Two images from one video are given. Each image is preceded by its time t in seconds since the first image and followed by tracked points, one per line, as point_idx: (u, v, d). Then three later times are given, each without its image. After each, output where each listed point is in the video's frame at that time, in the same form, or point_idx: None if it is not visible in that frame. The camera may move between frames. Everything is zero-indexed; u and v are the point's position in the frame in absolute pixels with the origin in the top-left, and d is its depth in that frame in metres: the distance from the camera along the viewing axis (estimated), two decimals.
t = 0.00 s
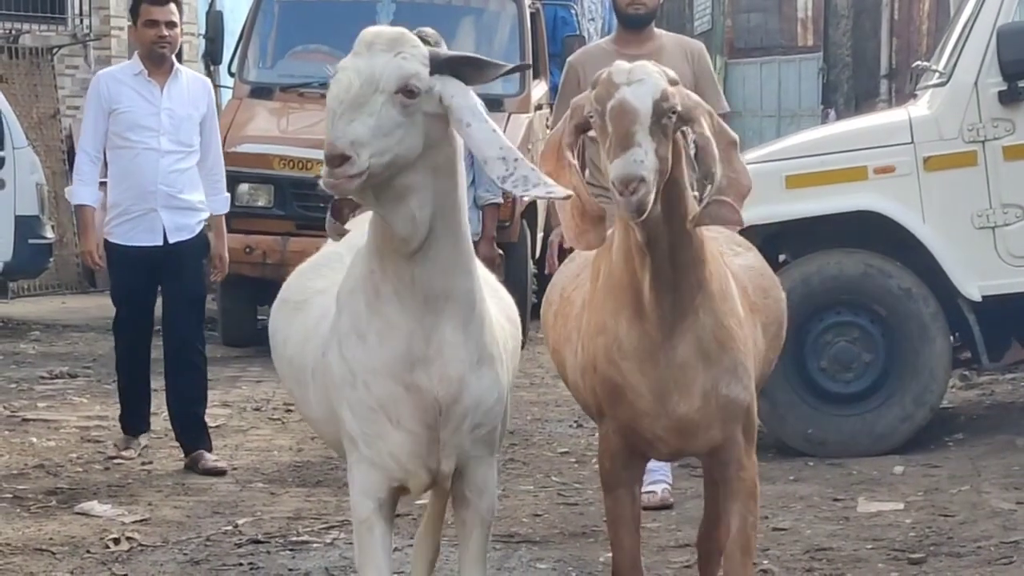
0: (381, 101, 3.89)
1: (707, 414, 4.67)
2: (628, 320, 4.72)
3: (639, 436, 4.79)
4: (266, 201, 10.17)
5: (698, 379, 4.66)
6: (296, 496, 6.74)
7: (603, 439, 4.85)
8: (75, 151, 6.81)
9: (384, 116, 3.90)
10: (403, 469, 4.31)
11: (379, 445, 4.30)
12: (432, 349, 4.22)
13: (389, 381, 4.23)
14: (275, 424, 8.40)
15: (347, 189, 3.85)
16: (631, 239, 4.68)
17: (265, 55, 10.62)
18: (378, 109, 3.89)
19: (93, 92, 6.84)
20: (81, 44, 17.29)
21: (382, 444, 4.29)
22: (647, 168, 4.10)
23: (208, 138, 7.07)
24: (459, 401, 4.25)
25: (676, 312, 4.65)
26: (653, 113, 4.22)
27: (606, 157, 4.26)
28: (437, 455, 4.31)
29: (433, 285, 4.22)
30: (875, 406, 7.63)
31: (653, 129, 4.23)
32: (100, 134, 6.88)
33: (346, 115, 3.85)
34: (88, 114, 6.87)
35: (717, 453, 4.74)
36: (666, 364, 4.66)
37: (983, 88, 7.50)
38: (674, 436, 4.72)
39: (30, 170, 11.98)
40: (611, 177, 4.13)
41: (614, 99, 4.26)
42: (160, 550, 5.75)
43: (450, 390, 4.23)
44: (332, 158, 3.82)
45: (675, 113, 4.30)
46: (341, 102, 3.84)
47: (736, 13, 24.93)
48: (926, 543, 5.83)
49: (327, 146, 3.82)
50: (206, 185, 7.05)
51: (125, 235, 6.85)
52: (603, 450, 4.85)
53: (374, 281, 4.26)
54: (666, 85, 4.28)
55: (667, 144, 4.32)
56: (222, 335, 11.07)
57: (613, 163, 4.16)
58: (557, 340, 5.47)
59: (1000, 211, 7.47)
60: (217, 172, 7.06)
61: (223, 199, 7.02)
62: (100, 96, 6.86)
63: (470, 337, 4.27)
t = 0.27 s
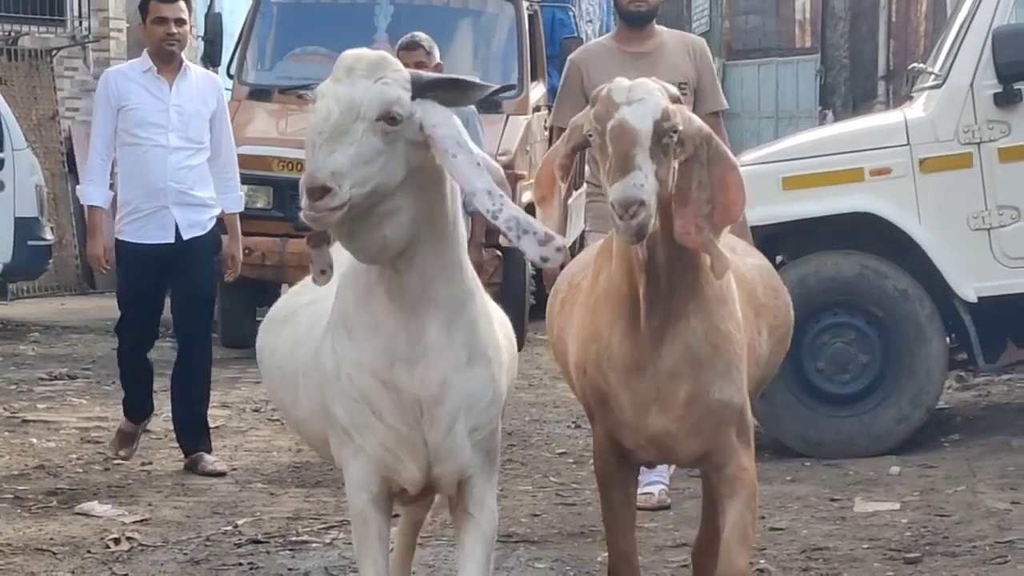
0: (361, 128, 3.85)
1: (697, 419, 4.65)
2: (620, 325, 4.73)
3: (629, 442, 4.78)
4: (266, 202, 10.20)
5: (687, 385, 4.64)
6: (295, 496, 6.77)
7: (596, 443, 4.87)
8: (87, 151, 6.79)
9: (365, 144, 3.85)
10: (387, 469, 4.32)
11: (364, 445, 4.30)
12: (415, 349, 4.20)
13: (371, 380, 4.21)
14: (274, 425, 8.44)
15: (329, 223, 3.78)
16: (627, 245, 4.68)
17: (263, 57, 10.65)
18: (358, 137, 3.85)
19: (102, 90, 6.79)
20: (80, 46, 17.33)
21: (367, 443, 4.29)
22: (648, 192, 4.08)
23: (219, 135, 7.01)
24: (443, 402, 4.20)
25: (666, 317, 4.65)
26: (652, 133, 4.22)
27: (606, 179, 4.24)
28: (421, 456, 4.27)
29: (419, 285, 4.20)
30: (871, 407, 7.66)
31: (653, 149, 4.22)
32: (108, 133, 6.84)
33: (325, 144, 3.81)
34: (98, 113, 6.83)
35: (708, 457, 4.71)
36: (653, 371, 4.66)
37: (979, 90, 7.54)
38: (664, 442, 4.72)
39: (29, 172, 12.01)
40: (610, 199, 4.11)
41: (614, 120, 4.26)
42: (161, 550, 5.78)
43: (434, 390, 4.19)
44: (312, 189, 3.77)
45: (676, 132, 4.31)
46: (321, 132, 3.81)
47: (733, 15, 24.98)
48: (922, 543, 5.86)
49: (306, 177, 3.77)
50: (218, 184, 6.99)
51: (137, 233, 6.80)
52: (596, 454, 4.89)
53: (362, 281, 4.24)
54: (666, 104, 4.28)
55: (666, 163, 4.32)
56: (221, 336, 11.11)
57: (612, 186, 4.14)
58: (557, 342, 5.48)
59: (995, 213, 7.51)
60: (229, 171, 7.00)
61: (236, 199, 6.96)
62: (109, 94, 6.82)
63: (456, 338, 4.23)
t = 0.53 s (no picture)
0: (366, 148, 3.81)
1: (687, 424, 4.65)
2: (614, 329, 4.75)
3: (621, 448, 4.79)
4: (263, 203, 10.22)
5: (678, 391, 4.63)
6: (292, 495, 6.80)
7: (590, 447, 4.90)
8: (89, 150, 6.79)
9: (369, 164, 3.81)
10: (377, 472, 4.34)
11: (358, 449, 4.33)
12: (406, 354, 4.20)
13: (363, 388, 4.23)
14: (272, 425, 8.46)
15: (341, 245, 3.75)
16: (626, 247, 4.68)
17: (260, 57, 10.69)
18: (363, 158, 3.80)
19: (104, 89, 6.77)
20: (77, 46, 17.34)
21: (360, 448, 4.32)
22: (652, 178, 4.10)
23: (223, 132, 6.98)
24: (431, 407, 4.22)
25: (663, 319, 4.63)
26: (656, 120, 4.22)
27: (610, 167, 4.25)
28: (410, 461, 4.29)
29: (411, 293, 4.20)
30: (866, 406, 7.69)
31: (656, 136, 4.22)
32: (110, 133, 6.82)
33: (333, 166, 3.73)
34: (100, 112, 6.82)
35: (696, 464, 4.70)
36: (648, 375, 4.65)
37: (973, 91, 7.57)
38: (655, 448, 4.72)
39: (26, 172, 12.02)
40: (615, 186, 4.12)
41: (619, 106, 4.27)
42: (159, 549, 5.81)
43: (422, 396, 4.21)
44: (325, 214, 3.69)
45: (678, 120, 4.30)
46: (329, 155, 3.73)
47: (730, 15, 25.01)
48: (916, 541, 5.89)
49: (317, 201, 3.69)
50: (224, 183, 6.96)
51: (137, 231, 6.77)
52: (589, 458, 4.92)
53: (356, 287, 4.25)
54: (668, 92, 4.29)
55: (670, 149, 4.31)
56: (218, 336, 11.13)
57: (616, 172, 4.15)
58: (557, 342, 5.49)
59: (990, 213, 7.54)
60: (235, 168, 6.97)
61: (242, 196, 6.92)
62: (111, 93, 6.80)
63: (447, 342, 4.23)
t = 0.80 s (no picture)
0: (390, 157, 3.88)
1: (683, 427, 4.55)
2: (605, 332, 4.65)
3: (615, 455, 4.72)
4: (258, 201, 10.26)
5: (673, 393, 4.53)
6: (288, 493, 6.83)
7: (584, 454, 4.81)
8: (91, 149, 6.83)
9: (394, 171, 3.88)
10: (368, 489, 4.35)
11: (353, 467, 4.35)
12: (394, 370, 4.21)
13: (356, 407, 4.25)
14: (267, 423, 8.49)
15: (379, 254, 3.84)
16: (621, 245, 4.60)
17: (256, 56, 10.68)
18: (388, 166, 3.87)
19: (105, 88, 6.81)
20: (72, 45, 17.38)
21: (351, 466, 4.35)
22: (660, 146, 4.03)
23: (226, 127, 6.95)
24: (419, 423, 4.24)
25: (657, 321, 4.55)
26: (666, 91, 4.15)
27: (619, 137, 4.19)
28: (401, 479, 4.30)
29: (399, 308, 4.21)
30: (859, 404, 7.74)
31: (665, 107, 4.16)
32: (113, 132, 6.86)
33: (363, 181, 3.81)
34: (102, 110, 6.85)
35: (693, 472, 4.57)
36: (642, 378, 4.56)
37: (965, 91, 7.61)
38: (648, 454, 4.66)
39: (21, 170, 12.04)
40: (623, 153, 4.06)
41: (626, 75, 4.21)
42: (155, 546, 5.84)
43: (407, 413, 4.23)
44: (360, 232, 3.78)
45: (688, 92, 4.21)
46: (360, 168, 3.82)
47: (724, 14, 25.05)
48: (907, 538, 5.94)
49: (352, 219, 3.77)
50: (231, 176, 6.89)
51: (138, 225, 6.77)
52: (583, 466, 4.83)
53: (347, 303, 4.26)
54: (678, 63, 4.19)
55: (678, 123, 4.23)
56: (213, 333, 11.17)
57: (624, 141, 4.09)
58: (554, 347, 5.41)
59: (981, 212, 7.59)
60: (241, 159, 6.89)
61: (251, 186, 6.82)
62: (112, 91, 6.82)
63: (434, 356, 4.23)
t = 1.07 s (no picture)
0: (406, 145, 3.91)
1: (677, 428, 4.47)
2: (599, 332, 4.56)
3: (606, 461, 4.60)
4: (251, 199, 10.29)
5: (669, 393, 4.45)
6: (281, 490, 6.87)
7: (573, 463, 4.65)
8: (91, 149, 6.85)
9: (409, 159, 3.91)
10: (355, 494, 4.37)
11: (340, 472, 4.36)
12: (382, 377, 4.22)
13: (342, 413, 4.27)
14: (260, 420, 8.53)
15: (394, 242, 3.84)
16: (622, 241, 4.52)
17: (248, 55, 10.68)
18: (403, 154, 3.89)
19: (104, 88, 6.82)
20: (65, 44, 17.40)
21: (337, 473, 4.36)
22: (670, 140, 4.01)
23: (226, 123, 6.93)
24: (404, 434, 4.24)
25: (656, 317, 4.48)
26: (674, 82, 4.12)
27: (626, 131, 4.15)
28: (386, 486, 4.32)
29: (388, 317, 4.23)
30: (848, 401, 7.79)
31: (674, 98, 4.12)
32: (113, 133, 6.87)
33: (380, 164, 3.83)
34: (102, 110, 6.87)
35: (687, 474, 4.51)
36: (638, 377, 4.46)
37: (954, 90, 7.66)
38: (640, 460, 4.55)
39: (14, 170, 12.01)
40: (633, 147, 4.03)
41: (635, 66, 4.18)
42: (149, 542, 5.88)
43: (391, 422, 4.22)
44: (375, 216, 3.77)
45: (695, 84, 4.21)
46: (377, 155, 3.84)
47: (717, 12, 25.07)
48: (896, 534, 5.99)
49: (370, 205, 3.77)
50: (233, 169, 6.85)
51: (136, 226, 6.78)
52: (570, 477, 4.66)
53: (342, 310, 4.28)
54: (688, 55, 4.18)
55: (687, 116, 4.22)
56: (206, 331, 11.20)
57: (634, 134, 4.06)
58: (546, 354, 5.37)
59: (970, 211, 7.65)
60: (243, 152, 6.83)
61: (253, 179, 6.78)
62: (111, 91, 6.84)
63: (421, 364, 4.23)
